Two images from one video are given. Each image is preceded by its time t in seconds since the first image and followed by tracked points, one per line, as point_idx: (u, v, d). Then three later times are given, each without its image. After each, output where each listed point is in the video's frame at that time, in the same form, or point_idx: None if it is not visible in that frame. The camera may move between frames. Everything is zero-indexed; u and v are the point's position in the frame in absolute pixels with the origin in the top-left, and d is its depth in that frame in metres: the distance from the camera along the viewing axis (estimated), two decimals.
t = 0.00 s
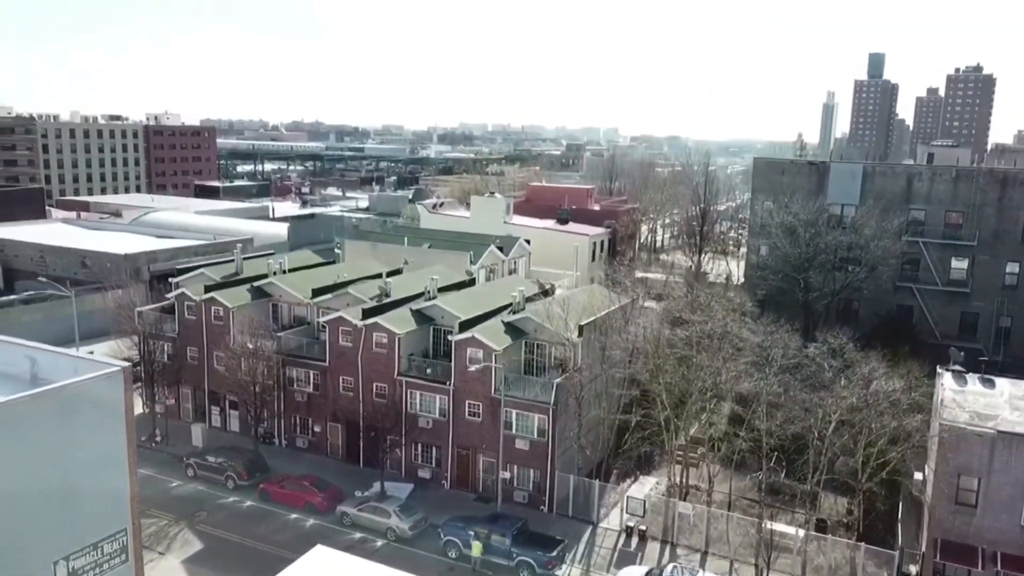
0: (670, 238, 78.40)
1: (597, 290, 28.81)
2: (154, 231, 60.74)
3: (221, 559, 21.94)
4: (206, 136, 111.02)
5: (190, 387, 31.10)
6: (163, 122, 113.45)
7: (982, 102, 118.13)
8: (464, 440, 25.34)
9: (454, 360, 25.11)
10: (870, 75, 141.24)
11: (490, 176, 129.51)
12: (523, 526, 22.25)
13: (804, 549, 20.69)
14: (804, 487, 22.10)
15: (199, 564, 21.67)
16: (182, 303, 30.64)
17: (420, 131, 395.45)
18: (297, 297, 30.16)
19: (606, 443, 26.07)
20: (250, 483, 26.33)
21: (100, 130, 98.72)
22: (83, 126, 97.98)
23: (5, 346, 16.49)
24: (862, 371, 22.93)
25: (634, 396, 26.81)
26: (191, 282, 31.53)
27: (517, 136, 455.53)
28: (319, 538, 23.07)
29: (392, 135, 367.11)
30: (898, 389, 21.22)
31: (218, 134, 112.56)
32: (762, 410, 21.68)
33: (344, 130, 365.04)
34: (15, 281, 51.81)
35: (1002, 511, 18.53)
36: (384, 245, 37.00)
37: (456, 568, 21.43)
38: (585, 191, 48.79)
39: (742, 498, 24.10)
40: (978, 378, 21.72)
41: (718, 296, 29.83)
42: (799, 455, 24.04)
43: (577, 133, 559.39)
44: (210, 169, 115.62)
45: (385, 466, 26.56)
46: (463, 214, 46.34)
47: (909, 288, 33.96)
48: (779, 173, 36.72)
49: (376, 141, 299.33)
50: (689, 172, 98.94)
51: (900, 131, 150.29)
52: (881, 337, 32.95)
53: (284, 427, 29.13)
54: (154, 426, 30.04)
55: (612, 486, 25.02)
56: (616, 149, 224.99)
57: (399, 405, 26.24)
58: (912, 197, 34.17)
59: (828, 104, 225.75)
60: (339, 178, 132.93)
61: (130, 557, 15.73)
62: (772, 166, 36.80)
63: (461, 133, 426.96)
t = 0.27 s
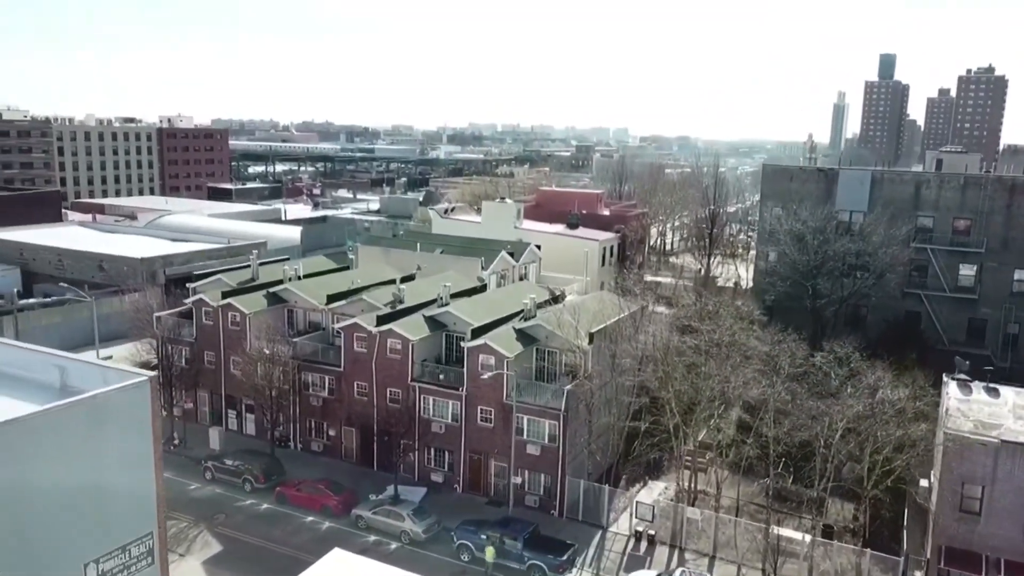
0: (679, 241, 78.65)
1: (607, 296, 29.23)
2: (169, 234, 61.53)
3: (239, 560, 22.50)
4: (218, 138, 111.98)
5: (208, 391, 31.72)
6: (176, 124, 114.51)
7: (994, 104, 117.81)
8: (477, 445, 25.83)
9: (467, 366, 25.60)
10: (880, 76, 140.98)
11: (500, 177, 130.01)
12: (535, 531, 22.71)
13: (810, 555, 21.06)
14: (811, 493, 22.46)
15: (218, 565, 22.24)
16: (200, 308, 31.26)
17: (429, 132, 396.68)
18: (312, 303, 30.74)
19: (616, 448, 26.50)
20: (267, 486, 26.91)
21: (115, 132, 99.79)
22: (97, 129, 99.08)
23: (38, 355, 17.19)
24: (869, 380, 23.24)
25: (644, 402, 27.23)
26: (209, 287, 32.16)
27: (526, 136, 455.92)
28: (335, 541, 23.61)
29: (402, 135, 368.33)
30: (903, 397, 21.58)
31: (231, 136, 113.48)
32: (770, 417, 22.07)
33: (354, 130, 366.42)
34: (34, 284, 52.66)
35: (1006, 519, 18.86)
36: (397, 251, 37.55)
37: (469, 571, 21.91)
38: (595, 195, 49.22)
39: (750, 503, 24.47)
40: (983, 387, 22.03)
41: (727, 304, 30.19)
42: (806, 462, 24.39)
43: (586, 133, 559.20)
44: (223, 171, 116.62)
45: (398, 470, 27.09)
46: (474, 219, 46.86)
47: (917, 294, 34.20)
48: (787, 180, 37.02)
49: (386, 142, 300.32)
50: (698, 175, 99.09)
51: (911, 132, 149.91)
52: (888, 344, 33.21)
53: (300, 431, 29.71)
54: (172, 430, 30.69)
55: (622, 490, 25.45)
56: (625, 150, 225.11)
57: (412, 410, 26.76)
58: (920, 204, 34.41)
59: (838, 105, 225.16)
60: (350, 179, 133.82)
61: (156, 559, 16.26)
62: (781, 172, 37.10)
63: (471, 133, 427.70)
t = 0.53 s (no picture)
0: (688, 243, 78.82)
1: (617, 303, 29.62)
2: (183, 237, 62.28)
3: (258, 562, 23.07)
4: (230, 140, 112.84)
5: (224, 395, 32.33)
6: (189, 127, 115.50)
7: (1006, 105, 117.31)
8: (488, 450, 26.31)
9: (479, 373, 26.07)
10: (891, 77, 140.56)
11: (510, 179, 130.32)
12: (546, 535, 23.17)
13: (816, 561, 21.41)
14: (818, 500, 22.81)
15: (237, 567, 22.81)
16: (217, 314, 31.87)
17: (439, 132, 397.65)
18: (327, 309, 31.30)
19: (625, 454, 26.94)
20: (283, 489, 27.48)
21: (128, 135, 100.78)
22: (111, 131, 100.09)
23: (66, 364, 17.76)
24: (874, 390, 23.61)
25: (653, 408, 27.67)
26: (225, 293, 32.77)
27: (536, 135, 455.88)
28: (349, 544, 24.12)
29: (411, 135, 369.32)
30: (909, 407, 21.92)
31: (243, 138, 114.35)
32: (777, 425, 22.44)
33: (364, 131, 367.65)
34: (52, 287, 53.49)
35: (1009, 527, 19.19)
36: (410, 257, 38.08)
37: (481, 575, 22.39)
38: (604, 200, 49.60)
39: (758, 509, 24.84)
40: (988, 397, 22.34)
41: (735, 312, 30.53)
42: (813, 468, 24.73)
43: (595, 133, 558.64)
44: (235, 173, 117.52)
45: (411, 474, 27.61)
46: (485, 224, 47.36)
47: (926, 301, 34.45)
48: (796, 187, 37.32)
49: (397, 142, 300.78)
50: (707, 177, 99.15)
51: (922, 133, 149.38)
52: (896, 350, 33.47)
53: (314, 435, 30.27)
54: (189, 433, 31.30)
55: (631, 496, 25.88)
56: (635, 150, 224.94)
57: (425, 415, 27.27)
58: (928, 211, 34.62)
59: (849, 105, 224.39)
60: (360, 181, 134.60)
61: (181, 562, 16.78)
62: (790, 179, 37.40)
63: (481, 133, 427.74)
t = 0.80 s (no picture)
0: (699, 247, 79.01)
1: (628, 310, 30.01)
2: (198, 240, 63.06)
3: (276, 564, 23.63)
4: (244, 143, 113.71)
5: (241, 399, 32.93)
6: (203, 129, 116.49)
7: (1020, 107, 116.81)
8: (501, 455, 26.78)
9: (492, 379, 26.54)
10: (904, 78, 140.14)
11: (521, 181, 130.72)
12: (558, 540, 23.63)
13: (824, 566, 21.75)
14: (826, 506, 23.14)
15: (256, 569, 23.38)
16: (234, 319, 32.49)
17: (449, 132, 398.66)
18: (343, 315, 31.85)
19: (636, 459, 27.37)
20: (300, 492, 28.05)
21: (143, 138, 101.81)
22: (127, 134, 101.14)
23: (95, 372, 18.35)
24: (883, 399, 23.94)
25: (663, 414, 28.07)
26: (243, 299, 33.39)
27: (546, 136, 455.90)
28: (365, 547, 24.64)
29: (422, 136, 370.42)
30: (916, 416, 22.23)
31: (256, 140, 115.20)
32: (786, 432, 22.79)
33: (375, 131, 369.09)
34: (71, 290, 54.36)
35: (1014, 535, 19.47)
36: (423, 262, 38.62)
37: None
38: (615, 205, 49.95)
39: (767, 514, 25.18)
40: (995, 406, 22.61)
41: (745, 320, 30.89)
42: (821, 475, 25.04)
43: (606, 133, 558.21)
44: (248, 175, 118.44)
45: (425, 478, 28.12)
46: (497, 229, 47.84)
47: (935, 307, 34.48)
48: (806, 194, 37.61)
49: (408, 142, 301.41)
50: (718, 180, 99.23)
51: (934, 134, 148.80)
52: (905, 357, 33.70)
53: (330, 439, 30.83)
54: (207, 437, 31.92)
55: (641, 501, 26.29)
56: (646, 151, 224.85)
57: (439, 420, 27.77)
58: (938, 218, 34.82)
59: (861, 105, 223.60)
60: (372, 183, 135.37)
61: (204, 565, 17.32)
62: (800, 186, 37.69)
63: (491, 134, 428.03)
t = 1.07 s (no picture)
0: (711, 251, 79.13)
1: (640, 317, 30.38)
2: (214, 243, 63.83)
3: (295, 566, 24.21)
4: (258, 145, 114.63)
5: (259, 403, 33.52)
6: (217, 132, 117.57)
7: None
8: (514, 460, 27.24)
9: (506, 386, 26.98)
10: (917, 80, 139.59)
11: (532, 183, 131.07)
12: (570, 544, 24.08)
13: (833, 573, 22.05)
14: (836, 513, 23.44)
15: (275, 571, 23.94)
16: (252, 324, 33.09)
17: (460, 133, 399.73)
18: (358, 320, 32.39)
19: (647, 464, 27.75)
20: (317, 495, 28.59)
21: (159, 141, 102.89)
22: (143, 137, 102.23)
23: (123, 381, 18.97)
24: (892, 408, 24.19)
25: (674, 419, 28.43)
26: (261, 304, 34.00)
27: (558, 136, 455.34)
28: (382, 550, 25.17)
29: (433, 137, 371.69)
30: (924, 425, 22.54)
31: (269, 143, 116.09)
32: (796, 439, 23.12)
33: (386, 132, 370.75)
34: (90, 293, 55.25)
35: (1022, 544, 19.73)
36: (437, 268, 39.13)
37: None
38: (627, 209, 50.27)
39: (777, 520, 25.48)
40: (1003, 415, 22.87)
41: (756, 328, 31.20)
42: (830, 482, 25.33)
43: (618, 133, 557.63)
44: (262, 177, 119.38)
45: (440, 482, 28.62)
46: (509, 233, 48.31)
47: (945, 314, 34.58)
48: (817, 201, 37.83)
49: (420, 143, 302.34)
50: (729, 183, 99.22)
51: (948, 136, 148.08)
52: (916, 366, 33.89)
53: (346, 443, 31.37)
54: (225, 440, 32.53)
55: (652, 506, 26.66)
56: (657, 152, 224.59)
57: (453, 425, 28.27)
58: (949, 225, 34.95)
59: (874, 106, 222.56)
60: (384, 185, 136.14)
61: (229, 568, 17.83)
62: (811, 193, 37.93)
63: (503, 134, 428.55)
